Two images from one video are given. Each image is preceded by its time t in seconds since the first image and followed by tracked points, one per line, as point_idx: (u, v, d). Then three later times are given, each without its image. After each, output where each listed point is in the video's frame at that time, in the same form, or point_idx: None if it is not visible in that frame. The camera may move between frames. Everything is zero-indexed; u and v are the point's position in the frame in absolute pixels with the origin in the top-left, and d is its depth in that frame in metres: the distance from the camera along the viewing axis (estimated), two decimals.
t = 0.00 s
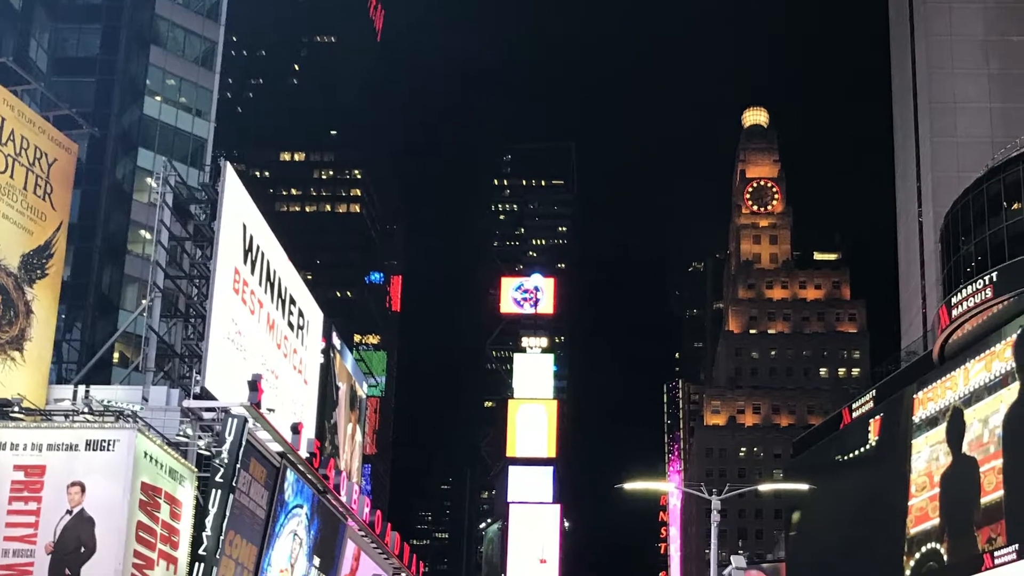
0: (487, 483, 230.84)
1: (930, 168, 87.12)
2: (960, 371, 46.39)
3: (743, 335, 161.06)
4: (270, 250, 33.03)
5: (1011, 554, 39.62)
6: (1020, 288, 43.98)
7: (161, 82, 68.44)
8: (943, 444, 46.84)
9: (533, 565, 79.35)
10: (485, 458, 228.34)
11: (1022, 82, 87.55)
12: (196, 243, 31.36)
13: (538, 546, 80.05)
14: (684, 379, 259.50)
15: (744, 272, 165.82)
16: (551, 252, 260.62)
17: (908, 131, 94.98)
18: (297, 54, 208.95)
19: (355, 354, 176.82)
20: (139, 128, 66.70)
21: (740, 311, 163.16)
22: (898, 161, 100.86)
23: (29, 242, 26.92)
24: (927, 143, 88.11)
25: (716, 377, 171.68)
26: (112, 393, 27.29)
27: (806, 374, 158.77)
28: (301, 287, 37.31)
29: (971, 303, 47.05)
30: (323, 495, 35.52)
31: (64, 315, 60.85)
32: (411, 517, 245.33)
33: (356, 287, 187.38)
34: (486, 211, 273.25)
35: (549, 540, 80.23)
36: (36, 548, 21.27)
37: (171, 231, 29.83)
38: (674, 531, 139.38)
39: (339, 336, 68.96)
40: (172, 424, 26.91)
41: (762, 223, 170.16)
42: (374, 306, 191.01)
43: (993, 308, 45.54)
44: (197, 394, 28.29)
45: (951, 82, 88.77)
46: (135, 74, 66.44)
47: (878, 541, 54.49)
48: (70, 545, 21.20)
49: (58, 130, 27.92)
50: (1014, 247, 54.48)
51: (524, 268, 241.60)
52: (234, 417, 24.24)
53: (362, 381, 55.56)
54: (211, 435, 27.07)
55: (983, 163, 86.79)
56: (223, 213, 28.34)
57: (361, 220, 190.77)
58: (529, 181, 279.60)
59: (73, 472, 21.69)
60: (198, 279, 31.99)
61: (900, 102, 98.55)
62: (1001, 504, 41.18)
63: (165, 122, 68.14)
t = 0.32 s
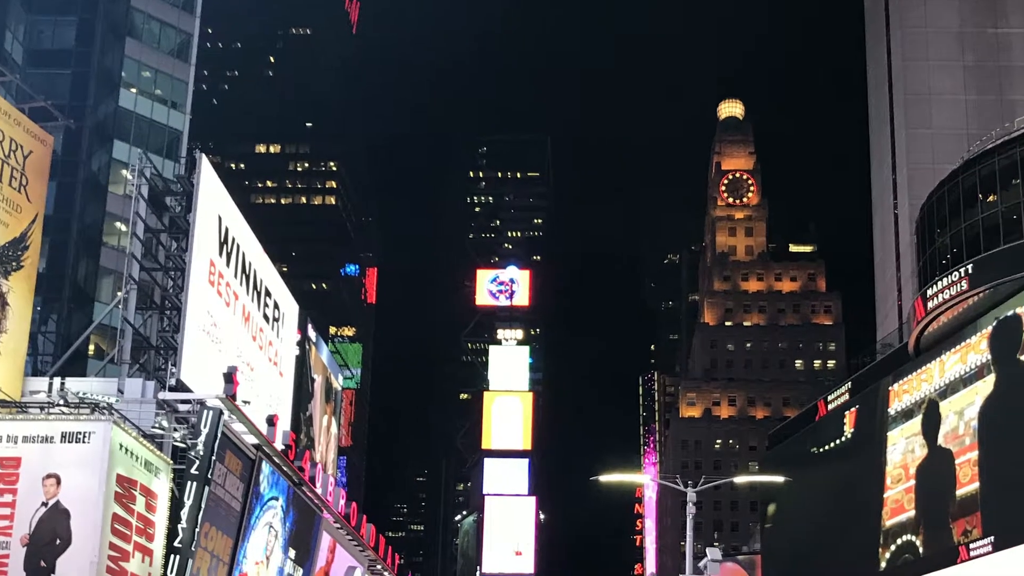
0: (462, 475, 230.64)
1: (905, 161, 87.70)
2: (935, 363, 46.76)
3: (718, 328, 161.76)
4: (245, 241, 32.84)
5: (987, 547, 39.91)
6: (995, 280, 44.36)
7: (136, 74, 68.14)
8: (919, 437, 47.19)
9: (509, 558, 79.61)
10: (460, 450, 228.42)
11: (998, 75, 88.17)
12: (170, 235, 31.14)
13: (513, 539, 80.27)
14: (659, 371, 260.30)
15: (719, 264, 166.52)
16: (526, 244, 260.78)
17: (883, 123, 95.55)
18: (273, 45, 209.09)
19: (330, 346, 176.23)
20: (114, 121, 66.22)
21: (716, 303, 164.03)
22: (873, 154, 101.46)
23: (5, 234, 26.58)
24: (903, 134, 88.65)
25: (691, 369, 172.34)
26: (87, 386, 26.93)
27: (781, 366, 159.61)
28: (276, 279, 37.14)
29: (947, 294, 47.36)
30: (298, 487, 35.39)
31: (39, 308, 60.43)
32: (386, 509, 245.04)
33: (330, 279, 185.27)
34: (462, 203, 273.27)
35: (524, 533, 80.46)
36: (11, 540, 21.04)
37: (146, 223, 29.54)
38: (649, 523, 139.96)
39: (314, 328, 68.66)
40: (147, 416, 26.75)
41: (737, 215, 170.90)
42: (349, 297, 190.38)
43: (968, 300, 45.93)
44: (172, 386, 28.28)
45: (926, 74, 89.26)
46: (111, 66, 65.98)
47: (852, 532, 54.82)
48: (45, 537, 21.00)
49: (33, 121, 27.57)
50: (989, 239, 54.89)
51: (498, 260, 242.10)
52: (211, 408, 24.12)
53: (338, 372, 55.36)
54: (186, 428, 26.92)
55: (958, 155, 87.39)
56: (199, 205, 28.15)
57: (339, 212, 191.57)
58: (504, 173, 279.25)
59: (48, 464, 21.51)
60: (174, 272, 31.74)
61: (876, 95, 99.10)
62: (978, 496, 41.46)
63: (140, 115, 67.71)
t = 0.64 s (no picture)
0: (438, 467, 230.19)
1: (881, 153, 88.07)
2: (911, 355, 46.91)
3: (693, 320, 162.24)
4: (221, 233, 32.47)
5: (962, 539, 40.15)
6: (971, 272, 44.59)
7: (111, 66, 67.40)
8: (895, 429, 47.36)
9: (485, 550, 79.32)
10: (435, 442, 228.11)
11: (973, 66, 88.39)
12: (146, 227, 30.73)
13: (489, 531, 80.03)
14: (635, 363, 260.62)
15: (695, 256, 166.99)
16: (501, 236, 260.61)
17: (858, 115, 95.88)
18: (248, 38, 207.18)
19: (306, 338, 175.40)
20: (89, 112, 65.44)
21: (691, 295, 164.32)
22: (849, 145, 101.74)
23: None
24: (878, 126, 88.96)
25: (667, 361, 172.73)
26: (63, 378, 26.40)
27: (756, 358, 160.09)
28: (252, 270, 36.71)
29: (922, 286, 47.49)
30: (273, 479, 35.02)
31: (13, 301, 59.78)
32: (362, 501, 244.58)
33: (306, 271, 187.17)
34: (437, 195, 272.79)
35: (500, 525, 80.21)
36: None
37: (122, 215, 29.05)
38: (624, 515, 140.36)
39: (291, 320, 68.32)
40: (122, 408, 26.33)
41: (713, 207, 171.26)
42: (324, 289, 189.42)
43: (944, 292, 46.15)
44: (147, 377, 27.95)
45: (902, 66, 89.59)
46: (86, 59, 65.26)
47: (827, 524, 55.00)
48: (21, 529, 20.64)
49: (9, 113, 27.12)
50: (965, 231, 55.12)
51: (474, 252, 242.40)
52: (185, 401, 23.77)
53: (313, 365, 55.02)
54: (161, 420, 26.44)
55: (933, 147, 87.75)
56: (174, 198, 27.77)
57: (312, 204, 189.31)
58: (480, 164, 278.55)
59: (24, 456, 21.19)
60: (149, 264, 31.26)
61: (851, 87, 99.41)
62: (952, 489, 41.66)
63: (116, 107, 66.99)
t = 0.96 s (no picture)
0: (413, 459, 229.92)
1: (857, 145, 88.32)
2: (886, 347, 46.92)
3: (669, 312, 162.53)
4: (197, 225, 31.99)
5: (937, 531, 40.21)
6: (946, 264, 44.65)
7: (86, 59, 66.13)
8: (870, 421, 47.41)
9: (460, 543, 79.06)
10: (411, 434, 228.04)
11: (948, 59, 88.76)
12: (122, 219, 30.14)
13: (464, 522, 79.78)
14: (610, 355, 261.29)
15: (671, 249, 167.20)
16: (477, 228, 260.26)
17: (834, 108, 96.10)
18: (224, 29, 205.82)
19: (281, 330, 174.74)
20: (66, 104, 64.69)
21: (667, 287, 164.37)
22: (824, 137, 101.90)
23: None
24: (853, 119, 89.13)
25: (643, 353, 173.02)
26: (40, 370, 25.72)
27: (732, 350, 160.50)
28: (227, 263, 36.27)
29: (897, 279, 47.50)
30: (249, 472, 34.60)
31: None
32: (338, 493, 244.29)
33: (281, 263, 185.17)
34: (413, 187, 271.96)
35: (475, 517, 79.98)
36: None
37: (97, 207, 28.57)
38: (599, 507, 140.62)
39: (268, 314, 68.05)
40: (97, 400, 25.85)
41: (689, 199, 171.55)
42: (300, 281, 188.77)
43: (919, 284, 46.24)
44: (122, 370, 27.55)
45: (878, 58, 89.88)
46: (61, 51, 64.77)
47: (803, 515, 55.04)
48: None
49: None
50: (940, 223, 55.23)
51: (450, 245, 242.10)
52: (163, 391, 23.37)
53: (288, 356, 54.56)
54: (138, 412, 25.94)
55: (909, 140, 87.94)
56: (149, 188, 27.28)
57: (288, 197, 188.82)
58: (455, 157, 278.22)
59: None
60: (125, 256, 30.74)
61: (827, 79, 99.57)
62: (928, 481, 41.74)
63: (91, 99, 65.71)
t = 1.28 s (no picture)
0: (388, 451, 229.29)
1: (832, 137, 88.48)
2: (862, 339, 46.92)
3: (644, 304, 162.55)
4: (172, 217, 31.49)
5: (914, 523, 40.35)
6: (922, 257, 44.67)
7: (62, 51, 65.80)
8: (846, 413, 47.40)
9: (435, 535, 78.72)
10: (386, 426, 227.50)
11: (924, 49, 88.92)
12: (97, 211, 29.58)
13: (440, 515, 79.50)
14: (585, 347, 261.64)
15: (646, 241, 167.36)
16: (453, 220, 259.92)
17: (810, 100, 96.20)
18: (199, 22, 204.85)
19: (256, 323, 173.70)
20: (41, 96, 64.29)
21: (643, 280, 164.47)
22: (799, 129, 102.13)
23: None
24: (829, 111, 89.31)
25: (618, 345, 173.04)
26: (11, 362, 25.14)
27: (707, 343, 160.82)
28: (202, 255, 35.71)
29: (872, 271, 47.49)
30: (224, 464, 34.02)
31: None
32: (313, 485, 243.53)
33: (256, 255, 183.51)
34: (388, 180, 271.12)
35: (451, 509, 79.70)
36: None
37: (73, 200, 28.01)
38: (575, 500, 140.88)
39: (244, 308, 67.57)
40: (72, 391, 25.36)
41: (664, 191, 172.06)
42: (275, 273, 187.76)
43: (895, 276, 46.31)
44: (98, 362, 27.14)
45: (853, 50, 90.09)
46: (37, 43, 63.93)
47: (778, 508, 55.09)
48: None
49: None
50: (916, 215, 55.33)
51: (425, 236, 242.32)
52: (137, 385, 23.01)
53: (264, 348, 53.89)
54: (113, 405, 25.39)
55: (885, 132, 88.16)
56: (125, 180, 26.79)
57: (264, 189, 188.05)
58: (431, 149, 277.53)
59: None
60: (99, 249, 30.14)
61: (802, 70, 99.65)
62: (904, 473, 41.73)
63: (68, 91, 65.60)
